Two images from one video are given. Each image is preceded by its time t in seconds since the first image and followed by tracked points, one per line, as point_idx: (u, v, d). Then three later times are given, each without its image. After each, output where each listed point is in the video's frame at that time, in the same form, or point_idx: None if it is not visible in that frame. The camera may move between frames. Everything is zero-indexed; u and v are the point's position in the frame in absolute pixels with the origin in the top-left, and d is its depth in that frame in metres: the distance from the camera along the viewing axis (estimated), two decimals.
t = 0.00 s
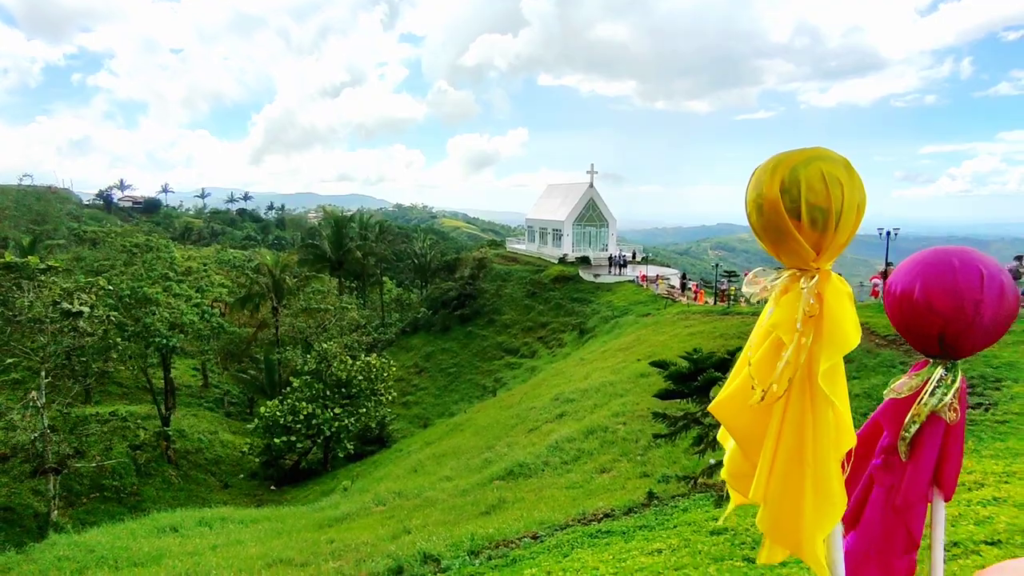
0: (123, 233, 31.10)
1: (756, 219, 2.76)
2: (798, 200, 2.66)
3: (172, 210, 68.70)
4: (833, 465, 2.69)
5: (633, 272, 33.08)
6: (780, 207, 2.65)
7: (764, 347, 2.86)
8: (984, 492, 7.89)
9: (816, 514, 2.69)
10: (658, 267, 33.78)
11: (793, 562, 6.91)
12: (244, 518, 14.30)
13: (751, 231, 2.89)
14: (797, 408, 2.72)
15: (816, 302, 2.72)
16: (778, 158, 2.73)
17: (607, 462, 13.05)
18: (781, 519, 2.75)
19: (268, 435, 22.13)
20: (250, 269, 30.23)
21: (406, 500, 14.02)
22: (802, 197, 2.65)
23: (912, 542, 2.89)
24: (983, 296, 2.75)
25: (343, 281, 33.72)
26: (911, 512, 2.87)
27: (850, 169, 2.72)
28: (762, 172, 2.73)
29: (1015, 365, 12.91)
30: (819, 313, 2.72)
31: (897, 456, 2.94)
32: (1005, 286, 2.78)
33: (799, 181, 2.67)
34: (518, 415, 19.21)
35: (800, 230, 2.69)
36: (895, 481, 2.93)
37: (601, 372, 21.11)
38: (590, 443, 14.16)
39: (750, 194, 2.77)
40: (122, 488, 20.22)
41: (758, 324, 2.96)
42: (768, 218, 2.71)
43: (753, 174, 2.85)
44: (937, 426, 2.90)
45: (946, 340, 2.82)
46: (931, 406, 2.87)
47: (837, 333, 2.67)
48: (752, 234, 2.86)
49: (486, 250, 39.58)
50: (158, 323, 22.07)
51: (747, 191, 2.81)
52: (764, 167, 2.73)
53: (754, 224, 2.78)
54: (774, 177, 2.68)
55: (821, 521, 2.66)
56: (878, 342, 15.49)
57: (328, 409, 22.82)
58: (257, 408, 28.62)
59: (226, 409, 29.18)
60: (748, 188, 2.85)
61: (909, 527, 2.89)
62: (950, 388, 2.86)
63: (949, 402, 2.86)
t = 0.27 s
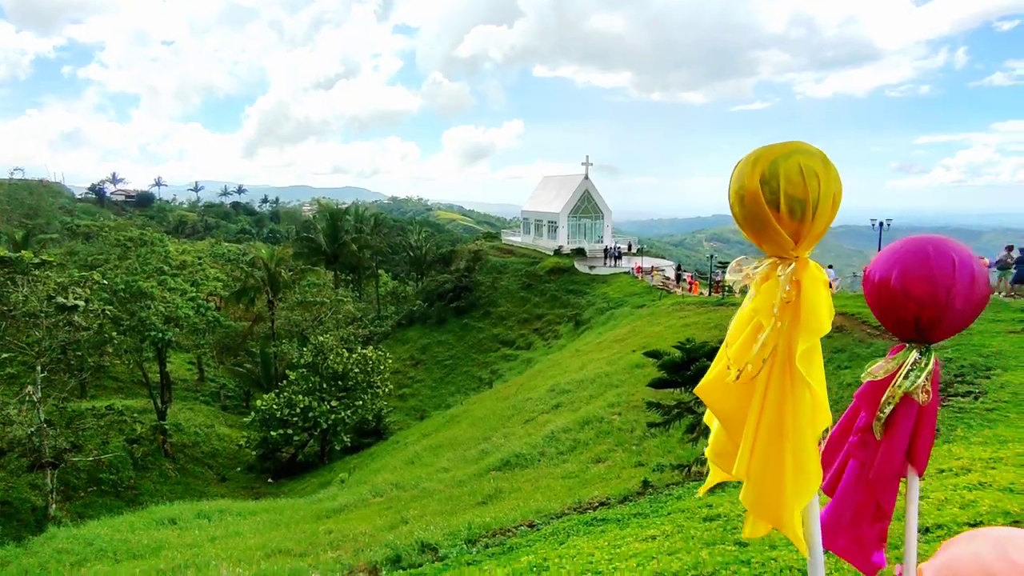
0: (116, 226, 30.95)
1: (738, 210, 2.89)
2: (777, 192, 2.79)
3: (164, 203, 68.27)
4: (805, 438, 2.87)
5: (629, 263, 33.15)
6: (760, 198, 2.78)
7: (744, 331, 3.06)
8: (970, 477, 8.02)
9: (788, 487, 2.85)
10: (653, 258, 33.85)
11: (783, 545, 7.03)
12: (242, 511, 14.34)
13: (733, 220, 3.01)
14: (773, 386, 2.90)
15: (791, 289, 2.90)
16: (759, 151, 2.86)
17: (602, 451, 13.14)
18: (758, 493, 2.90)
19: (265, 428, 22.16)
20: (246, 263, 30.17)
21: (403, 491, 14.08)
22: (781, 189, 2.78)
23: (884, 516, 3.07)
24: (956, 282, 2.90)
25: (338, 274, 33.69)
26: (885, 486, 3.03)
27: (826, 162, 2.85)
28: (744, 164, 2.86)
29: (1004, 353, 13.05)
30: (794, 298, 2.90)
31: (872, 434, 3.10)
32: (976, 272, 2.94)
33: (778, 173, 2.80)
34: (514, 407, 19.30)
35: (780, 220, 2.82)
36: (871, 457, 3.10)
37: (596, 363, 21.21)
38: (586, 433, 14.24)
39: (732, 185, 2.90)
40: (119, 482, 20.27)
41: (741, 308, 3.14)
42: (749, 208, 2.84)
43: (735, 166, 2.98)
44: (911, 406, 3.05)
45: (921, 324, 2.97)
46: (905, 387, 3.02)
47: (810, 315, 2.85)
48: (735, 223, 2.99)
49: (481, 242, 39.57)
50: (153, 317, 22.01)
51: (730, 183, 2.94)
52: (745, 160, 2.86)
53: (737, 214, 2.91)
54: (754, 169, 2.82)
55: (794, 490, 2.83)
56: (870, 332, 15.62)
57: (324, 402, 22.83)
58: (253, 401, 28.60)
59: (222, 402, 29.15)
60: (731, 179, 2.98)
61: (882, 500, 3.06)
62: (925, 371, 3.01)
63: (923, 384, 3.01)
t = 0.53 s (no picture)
0: (101, 222, 30.68)
1: (712, 203, 3.02)
2: (749, 185, 2.93)
3: (149, 198, 67.60)
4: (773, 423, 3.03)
5: (618, 255, 33.26)
6: (733, 191, 2.92)
7: (715, 318, 3.19)
8: (948, 461, 8.16)
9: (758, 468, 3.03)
10: (643, 249, 33.98)
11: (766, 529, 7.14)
12: (233, 505, 14.34)
13: (708, 212, 3.15)
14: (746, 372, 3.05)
15: (761, 279, 3.04)
16: (733, 146, 2.98)
17: (591, 442, 13.24)
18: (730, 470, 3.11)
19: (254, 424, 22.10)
20: (233, 258, 30.00)
21: (394, 484, 14.13)
22: (752, 183, 2.92)
23: (850, 498, 3.12)
24: (921, 270, 3.01)
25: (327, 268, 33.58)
26: (852, 468, 3.09)
27: (796, 157, 2.99)
28: (718, 159, 2.99)
29: (985, 341, 13.23)
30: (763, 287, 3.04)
31: (840, 417, 3.17)
32: (941, 262, 3.04)
33: (749, 168, 2.93)
34: (505, 398, 19.35)
35: (752, 212, 2.96)
36: (839, 440, 3.16)
37: (586, 354, 21.32)
38: (576, 424, 14.33)
39: (707, 179, 3.03)
40: (108, 479, 20.21)
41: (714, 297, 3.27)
42: (724, 201, 2.97)
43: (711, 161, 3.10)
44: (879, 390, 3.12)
45: (890, 310, 3.07)
46: (873, 371, 3.09)
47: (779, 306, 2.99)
48: (710, 216, 3.13)
49: (471, 235, 39.55)
50: (140, 313, 21.86)
51: (705, 176, 3.07)
52: (720, 156, 3.00)
53: (711, 206, 3.04)
54: (727, 163, 2.94)
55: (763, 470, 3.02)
56: (855, 321, 15.78)
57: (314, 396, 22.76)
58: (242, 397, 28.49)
59: (211, 398, 29.00)
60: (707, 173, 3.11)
61: (849, 482, 3.11)
62: (891, 356, 3.08)
63: (890, 368, 3.07)
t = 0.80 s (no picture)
0: (74, 219, 30.13)
1: (673, 196, 3.16)
2: (707, 179, 3.06)
3: (125, 194, 66.44)
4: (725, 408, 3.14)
5: (599, 250, 33.41)
6: (691, 185, 3.05)
7: (676, 310, 3.32)
8: (916, 448, 8.34)
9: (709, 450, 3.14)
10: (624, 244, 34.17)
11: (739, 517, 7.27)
12: (212, 505, 14.22)
13: (670, 206, 3.28)
14: (705, 361, 3.19)
15: (718, 270, 3.18)
16: (692, 142, 3.11)
17: (573, 435, 13.32)
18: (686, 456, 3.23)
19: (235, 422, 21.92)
20: (211, 255, 29.64)
21: (376, 480, 14.11)
22: (710, 177, 3.05)
23: (817, 481, 3.27)
24: (875, 261, 3.21)
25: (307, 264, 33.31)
26: (819, 453, 3.27)
27: (753, 152, 3.11)
28: (678, 154, 3.12)
29: (954, 331, 13.52)
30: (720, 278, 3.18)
31: (803, 405, 3.36)
32: (894, 253, 3.25)
33: (707, 162, 3.06)
34: (487, 393, 19.39)
35: (709, 205, 3.08)
36: (804, 428, 3.34)
37: (567, 349, 21.42)
38: (557, 418, 14.42)
39: (668, 173, 3.16)
40: (84, 480, 19.92)
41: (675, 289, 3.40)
42: (683, 194, 3.11)
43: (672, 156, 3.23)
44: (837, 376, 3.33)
45: (846, 301, 3.27)
46: (832, 359, 3.31)
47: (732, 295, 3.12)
48: (671, 209, 3.25)
49: (452, 230, 39.47)
50: (115, 312, 21.52)
51: (666, 171, 3.20)
52: (679, 151, 3.13)
53: (672, 199, 3.18)
54: (686, 158, 3.07)
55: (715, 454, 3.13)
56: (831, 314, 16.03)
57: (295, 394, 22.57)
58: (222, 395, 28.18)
59: (190, 397, 28.63)
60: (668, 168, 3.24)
61: (813, 466, 3.28)
62: (847, 344, 3.31)
63: (847, 355, 3.30)
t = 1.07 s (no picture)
0: (33, 219, 29.31)
1: (614, 194, 3.49)
2: (643, 179, 3.38)
3: (89, 193, 64.72)
4: (658, 394, 3.50)
5: (572, 248, 33.56)
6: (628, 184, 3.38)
7: (618, 305, 3.72)
8: (871, 437, 8.58)
9: (641, 429, 3.51)
10: (597, 242, 34.36)
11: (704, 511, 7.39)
12: (179, 510, 13.96)
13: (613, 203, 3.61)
14: (642, 351, 3.59)
15: (655, 267, 3.58)
16: (630, 143, 3.43)
17: (545, 432, 13.39)
18: (622, 436, 3.61)
19: (204, 425, 21.65)
20: (178, 255, 29.09)
21: (348, 481, 14.01)
22: (647, 177, 3.37)
23: (758, 469, 3.44)
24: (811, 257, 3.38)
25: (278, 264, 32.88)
26: (760, 442, 3.45)
27: (688, 151, 3.43)
28: (617, 155, 3.45)
29: (913, 325, 13.88)
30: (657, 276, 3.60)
31: (744, 396, 3.54)
32: (829, 249, 3.42)
33: (644, 162, 3.38)
34: (460, 392, 19.36)
35: (646, 203, 3.43)
36: (746, 418, 3.51)
37: (541, 347, 21.49)
38: (529, 415, 14.47)
39: (609, 173, 3.48)
40: (45, 488, 19.40)
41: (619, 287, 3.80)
42: (623, 193, 3.44)
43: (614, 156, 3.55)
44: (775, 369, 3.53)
45: (785, 294, 3.43)
46: (772, 352, 3.48)
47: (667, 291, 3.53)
48: (614, 206, 3.58)
49: (426, 229, 39.29)
50: (77, 314, 20.96)
51: (608, 169, 3.52)
52: (619, 152, 3.44)
53: (614, 197, 3.51)
54: (624, 159, 3.40)
55: (647, 433, 3.50)
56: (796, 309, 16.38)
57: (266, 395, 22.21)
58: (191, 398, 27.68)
59: (157, 400, 28.04)
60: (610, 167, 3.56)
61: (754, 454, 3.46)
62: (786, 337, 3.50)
63: (785, 348, 3.49)
